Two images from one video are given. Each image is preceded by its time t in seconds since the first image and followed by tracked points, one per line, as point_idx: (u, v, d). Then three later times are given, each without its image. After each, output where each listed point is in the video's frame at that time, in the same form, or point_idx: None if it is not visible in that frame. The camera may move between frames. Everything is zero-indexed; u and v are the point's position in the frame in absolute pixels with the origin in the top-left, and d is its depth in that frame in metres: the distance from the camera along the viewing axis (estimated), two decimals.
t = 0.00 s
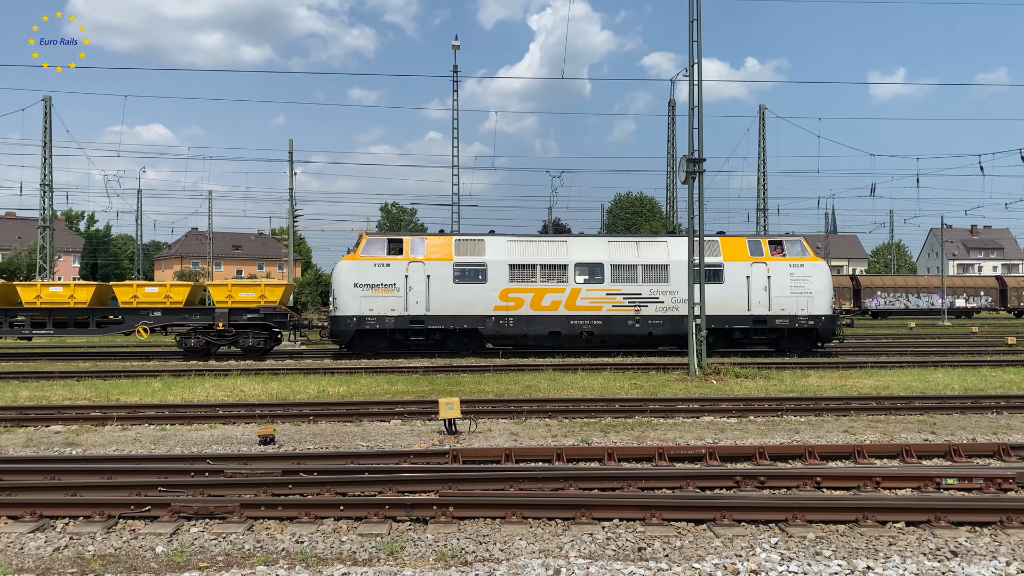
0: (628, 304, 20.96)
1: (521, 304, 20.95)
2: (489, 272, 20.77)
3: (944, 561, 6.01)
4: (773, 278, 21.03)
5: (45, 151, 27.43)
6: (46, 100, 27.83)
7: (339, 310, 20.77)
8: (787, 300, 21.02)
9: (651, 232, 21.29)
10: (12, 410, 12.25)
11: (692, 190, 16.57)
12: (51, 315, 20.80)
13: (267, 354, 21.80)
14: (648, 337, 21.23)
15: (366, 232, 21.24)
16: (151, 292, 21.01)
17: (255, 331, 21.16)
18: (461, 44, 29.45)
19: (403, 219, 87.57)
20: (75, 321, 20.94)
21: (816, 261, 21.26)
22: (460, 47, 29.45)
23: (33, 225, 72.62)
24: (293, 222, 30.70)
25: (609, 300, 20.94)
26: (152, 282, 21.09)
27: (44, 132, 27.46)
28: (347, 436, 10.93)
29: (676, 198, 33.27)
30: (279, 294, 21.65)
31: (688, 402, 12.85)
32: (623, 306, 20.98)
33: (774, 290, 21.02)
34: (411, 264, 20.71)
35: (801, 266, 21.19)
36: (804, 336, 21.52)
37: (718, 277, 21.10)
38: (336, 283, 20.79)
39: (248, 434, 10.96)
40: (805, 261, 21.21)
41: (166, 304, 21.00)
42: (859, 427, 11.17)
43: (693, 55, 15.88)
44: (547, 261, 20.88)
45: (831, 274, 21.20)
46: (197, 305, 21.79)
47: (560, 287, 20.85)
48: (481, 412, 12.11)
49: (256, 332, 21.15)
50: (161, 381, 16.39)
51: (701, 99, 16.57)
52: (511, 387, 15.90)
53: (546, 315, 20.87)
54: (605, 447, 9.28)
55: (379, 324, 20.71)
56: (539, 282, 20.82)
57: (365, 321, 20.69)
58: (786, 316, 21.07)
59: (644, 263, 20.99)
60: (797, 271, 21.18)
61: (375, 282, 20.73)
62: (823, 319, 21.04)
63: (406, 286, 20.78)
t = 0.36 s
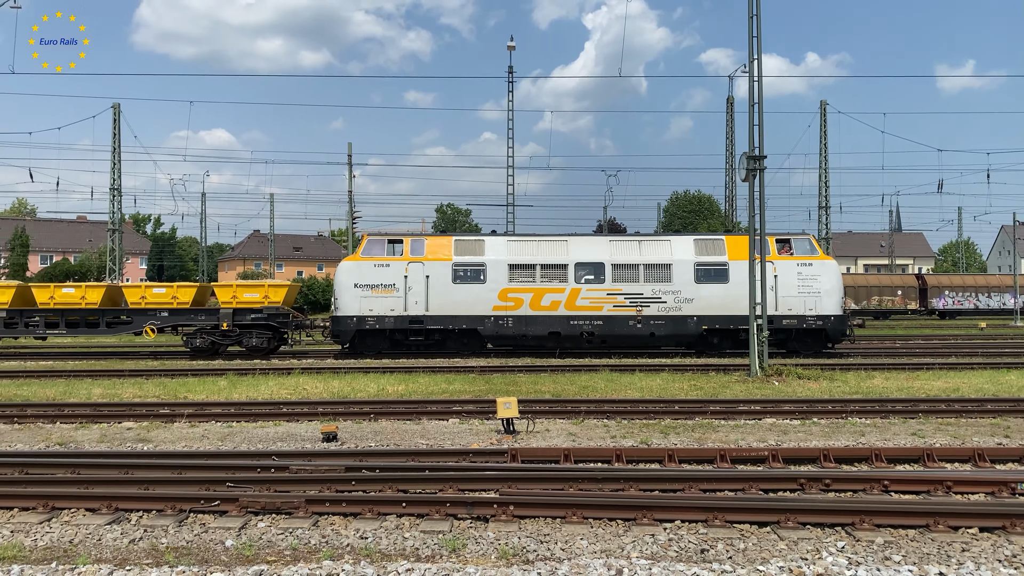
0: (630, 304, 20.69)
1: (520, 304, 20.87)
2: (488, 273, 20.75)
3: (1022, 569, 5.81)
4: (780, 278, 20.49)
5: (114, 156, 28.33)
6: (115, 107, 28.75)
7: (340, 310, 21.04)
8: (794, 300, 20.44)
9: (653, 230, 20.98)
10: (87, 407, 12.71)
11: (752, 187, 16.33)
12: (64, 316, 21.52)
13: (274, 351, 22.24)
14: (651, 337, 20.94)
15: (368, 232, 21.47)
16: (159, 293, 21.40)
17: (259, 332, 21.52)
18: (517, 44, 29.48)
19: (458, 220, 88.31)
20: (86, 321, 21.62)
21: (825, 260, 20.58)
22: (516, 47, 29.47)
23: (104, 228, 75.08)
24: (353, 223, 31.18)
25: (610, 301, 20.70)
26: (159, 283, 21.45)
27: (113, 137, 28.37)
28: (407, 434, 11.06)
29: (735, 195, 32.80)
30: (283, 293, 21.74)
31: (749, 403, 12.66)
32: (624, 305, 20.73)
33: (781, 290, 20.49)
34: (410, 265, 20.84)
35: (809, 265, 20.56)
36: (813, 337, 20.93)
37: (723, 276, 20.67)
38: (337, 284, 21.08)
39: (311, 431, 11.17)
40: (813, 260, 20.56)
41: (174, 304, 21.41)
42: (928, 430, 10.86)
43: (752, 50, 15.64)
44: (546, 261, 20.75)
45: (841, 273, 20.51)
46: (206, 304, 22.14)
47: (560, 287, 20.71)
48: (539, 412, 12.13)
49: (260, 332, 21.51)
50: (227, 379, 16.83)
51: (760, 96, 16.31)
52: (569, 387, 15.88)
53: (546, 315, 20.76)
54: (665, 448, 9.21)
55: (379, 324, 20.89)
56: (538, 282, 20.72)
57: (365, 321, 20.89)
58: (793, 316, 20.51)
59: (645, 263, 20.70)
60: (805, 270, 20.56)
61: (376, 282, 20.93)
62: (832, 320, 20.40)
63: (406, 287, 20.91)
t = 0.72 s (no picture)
0: (629, 304, 20.47)
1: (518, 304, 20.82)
2: (486, 272, 20.74)
3: None
4: (782, 277, 20.11)
5: (178, 160, 29.12)
6: (180, 113, 29.55)
7: (340, 309, 21.26)
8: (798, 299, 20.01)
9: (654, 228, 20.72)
10: (155, 403, 13.10)
11: (814, 184, 16.02)
12: (77, 315, 22.13)
13: (279, 349, 22.65)
14: (651, 337, 20.68)
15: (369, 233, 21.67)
16: (167, 293, 21.80)
17: (263, 331, 21.92)
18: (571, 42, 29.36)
19: (511, 220, 88.58)
20: (99, 321, 22.16)
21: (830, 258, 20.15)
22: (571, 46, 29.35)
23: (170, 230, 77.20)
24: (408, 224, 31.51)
25: (609, 300, 20.51)
26: (168, 283, 21.87)
27: (178, 142, 29.16)
28: (464, 432, 11.13)
29: (795, 192, 32.20)
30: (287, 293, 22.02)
31: (811, 404, 12.43)
32: (623, 305, 20.52)
33: (784, 288, 20.08)
34: (409, 265, 20.96)
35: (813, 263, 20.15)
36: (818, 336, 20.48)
37: (724, 275, 20.33)
38: (337, 283, 21.31)
39: (371, 429, 11.33)
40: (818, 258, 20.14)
41: (181, 304, 21.78)
42: (1000, 433, 10.51)
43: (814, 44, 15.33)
44: (544, 260, 20.66)
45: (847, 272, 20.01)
46: (216, 304, 22.38)
47: (558, 287, 20.60)
48: (596, 412, 12.08)
49: (263, 332, 21.90)
50: (288, 376, 17.18)
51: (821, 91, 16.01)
52: (625, 388, 15.79)
53: (544, 314, 20.67)
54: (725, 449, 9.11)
55: (378, 324, 21.04)
56: (537, 282, 20.65)
57: (365, 320, 21.06)
58: (796, 315, 20.16)
59: (645, 262, 20.46)
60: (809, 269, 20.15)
61: (375, 282, 21.12)
62: (837, 319, 19.96)
63: (405, 287, 21.04)
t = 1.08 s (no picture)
0: (626, 303, 20.51)
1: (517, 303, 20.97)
2: (485, 272, 20.96)
3: None
4: (783, 276, 19.95)
5: (239, 162, 29.77)
6: (242, 115, 30.19)
7: (341, 309, 21.58)
8: (798, 298, 19.87)
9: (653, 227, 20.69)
10: (219, 400, 13.42)
11: (877, 179, 15.62)
12: (93, 314, 22.75)
13: (285, 347, 23.05)
14: (649, 336, 20.67)
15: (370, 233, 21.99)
16: (178, 292, 22.45)
17: (269, 329, 22.36)
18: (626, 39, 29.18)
19: (565, 219, 88.59)
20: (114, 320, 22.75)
21: (832, 256, 19.92)
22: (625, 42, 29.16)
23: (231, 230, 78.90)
24: (463, 223, 31.69)
25: (607, 300, 20.57)
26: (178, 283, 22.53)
27: (239, 144, 29.83)
28: (520, 431, 11.15)
29: (856, 188, 31.47)
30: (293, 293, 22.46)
31: (875, 406, 12.13)
32: (621, 304, 20.57)
33: (784, 287, 19.94)
34: (409, 264, 21.23)
35: (815, 261, 19.93)
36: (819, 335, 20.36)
37: (723, 274, 20.24)
38: (339, 283, 21.64)
39: (428, 426, 11.42)
40: (820, 257, 19.93)
41: (191, 304, 22.42)
42: None
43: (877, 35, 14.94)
44: (543, 260, 20.81)
45: (848, 270, 19.85)
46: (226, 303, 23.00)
47: (557, 286, 20.73)
48: (652, 412, 11.98)
49: (269, 330, 22.32)
50: (346, 374, 17.44)
51: (885, 84, 15.60)
52: (683, 387, 15.62)
53: (542, 313, 20.81)
54: (786, 450, 8.94)
55: (379, 323, 21.32)
56: (535, 281, 20.80)
57: (365, 320, 21.36)
58: (797, 314, 19.97)
59: (643, 261, 20.46)
60: (811, 267, 19.94)
61: (376, 282, 21.41)
62: (840, 318, 19.82)
63: (405, 286, 21.32)
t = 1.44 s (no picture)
0: (626, 302, 20.72)
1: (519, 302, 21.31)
2: (487, 271, 21.34)
3: None
4: (785, 275, 19.87)
5: (302, 164, 30.34)
6: (304, 118, 30.73)
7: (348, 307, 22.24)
8: (800, 297, 19.78)
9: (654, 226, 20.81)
10: (282, 396, 13.71)
11: (948, 175, 15.15)
12: (116, 312, 23.72)
13: (296, 346, 23.69)
14: (650, 335, 20.83)
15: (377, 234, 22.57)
16: (195, 291, 23.37)
17: (280, 327, 23.01)
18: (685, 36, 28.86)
19: (624, 217, 88.15)
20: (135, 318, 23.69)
21: (836, 255, 19.77)
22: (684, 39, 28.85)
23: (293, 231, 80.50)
24: (520, 222, 31.74)
25: (606, 299, 20.80)
26: (194, 283, 23.43)
27: (302, 146, 30.39)
28: (578, 430, 11.12)
29: (924, 184, 30.54)
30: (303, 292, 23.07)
31: (946, 408, 11.75)
32: (621, 304, 20.77)
33: (786, 286, 19.85)
34: (413, 264, 21.73)
35: (818, 261, 19.82)
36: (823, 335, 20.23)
37: (725, 273, 20.25)
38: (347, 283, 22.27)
39: (486, 424, 11.49)
40: (823, 256, 19.80)
41: (207, 302, 23.21)
42: None
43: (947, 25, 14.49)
44: (544, 259, 21.13)
45: (852, 270, 19.68)
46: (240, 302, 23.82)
47: (557, 285, 21.03)
48: (713, 413, 11.82)
49: (280, 328, 23.00)
50: (405, 372, 17.65)
51: (956, 76, 15.10)
52: (744, 388, 15.38)
53: (543, 313, 21.13)
54: (851, 453, 8.74)
55: (384, 322, 21.90)
56: (536, 280, 21.11)
57: (371, 318, 21.97)
58: (799, 314, 19.87)
59: (644, 260, 20.61)
60: (814, 266, 19.84)
61: (381, 281, 21.97)
62: (843, 318, 19.69)
63: (409, 285, 21.82)
